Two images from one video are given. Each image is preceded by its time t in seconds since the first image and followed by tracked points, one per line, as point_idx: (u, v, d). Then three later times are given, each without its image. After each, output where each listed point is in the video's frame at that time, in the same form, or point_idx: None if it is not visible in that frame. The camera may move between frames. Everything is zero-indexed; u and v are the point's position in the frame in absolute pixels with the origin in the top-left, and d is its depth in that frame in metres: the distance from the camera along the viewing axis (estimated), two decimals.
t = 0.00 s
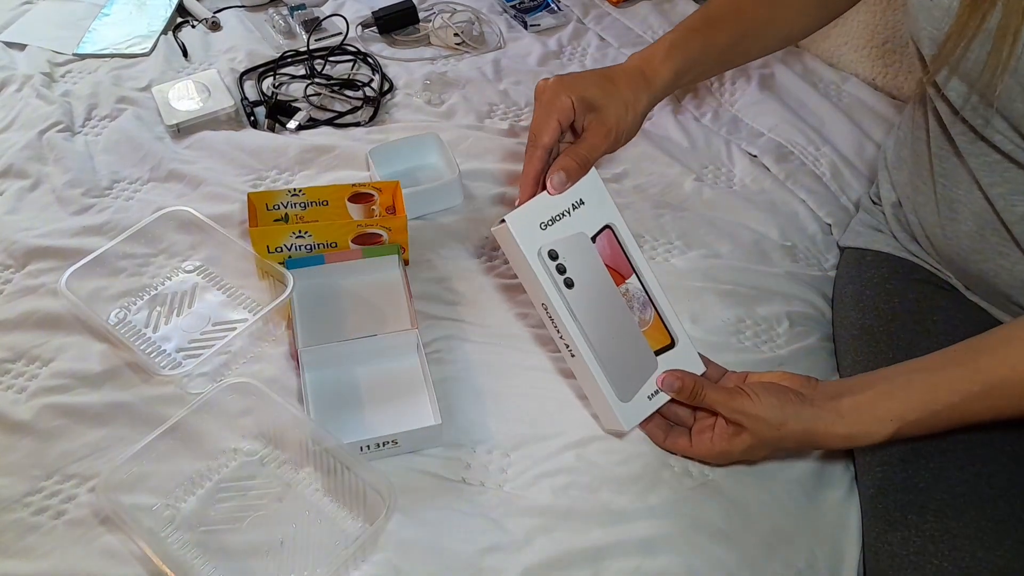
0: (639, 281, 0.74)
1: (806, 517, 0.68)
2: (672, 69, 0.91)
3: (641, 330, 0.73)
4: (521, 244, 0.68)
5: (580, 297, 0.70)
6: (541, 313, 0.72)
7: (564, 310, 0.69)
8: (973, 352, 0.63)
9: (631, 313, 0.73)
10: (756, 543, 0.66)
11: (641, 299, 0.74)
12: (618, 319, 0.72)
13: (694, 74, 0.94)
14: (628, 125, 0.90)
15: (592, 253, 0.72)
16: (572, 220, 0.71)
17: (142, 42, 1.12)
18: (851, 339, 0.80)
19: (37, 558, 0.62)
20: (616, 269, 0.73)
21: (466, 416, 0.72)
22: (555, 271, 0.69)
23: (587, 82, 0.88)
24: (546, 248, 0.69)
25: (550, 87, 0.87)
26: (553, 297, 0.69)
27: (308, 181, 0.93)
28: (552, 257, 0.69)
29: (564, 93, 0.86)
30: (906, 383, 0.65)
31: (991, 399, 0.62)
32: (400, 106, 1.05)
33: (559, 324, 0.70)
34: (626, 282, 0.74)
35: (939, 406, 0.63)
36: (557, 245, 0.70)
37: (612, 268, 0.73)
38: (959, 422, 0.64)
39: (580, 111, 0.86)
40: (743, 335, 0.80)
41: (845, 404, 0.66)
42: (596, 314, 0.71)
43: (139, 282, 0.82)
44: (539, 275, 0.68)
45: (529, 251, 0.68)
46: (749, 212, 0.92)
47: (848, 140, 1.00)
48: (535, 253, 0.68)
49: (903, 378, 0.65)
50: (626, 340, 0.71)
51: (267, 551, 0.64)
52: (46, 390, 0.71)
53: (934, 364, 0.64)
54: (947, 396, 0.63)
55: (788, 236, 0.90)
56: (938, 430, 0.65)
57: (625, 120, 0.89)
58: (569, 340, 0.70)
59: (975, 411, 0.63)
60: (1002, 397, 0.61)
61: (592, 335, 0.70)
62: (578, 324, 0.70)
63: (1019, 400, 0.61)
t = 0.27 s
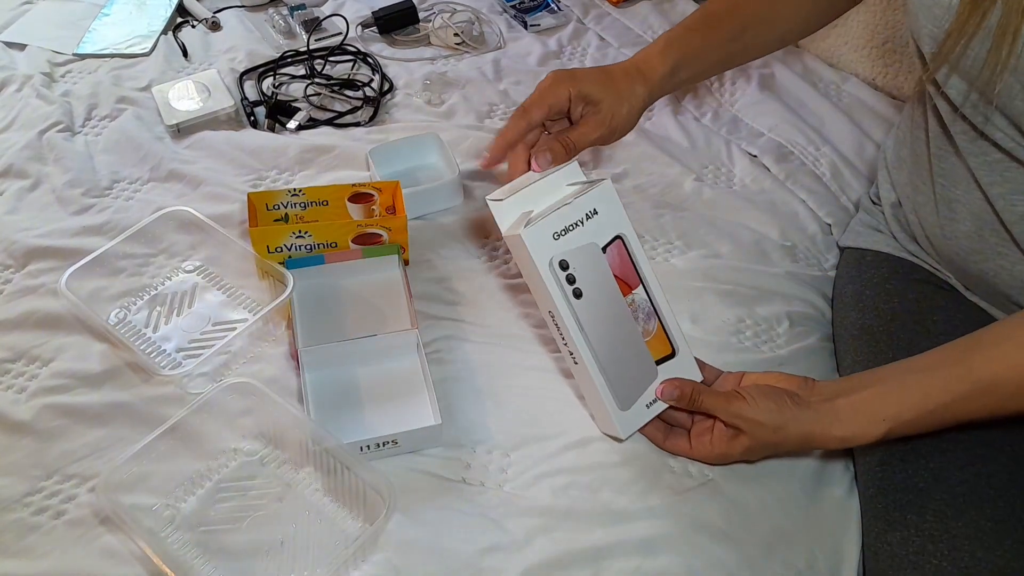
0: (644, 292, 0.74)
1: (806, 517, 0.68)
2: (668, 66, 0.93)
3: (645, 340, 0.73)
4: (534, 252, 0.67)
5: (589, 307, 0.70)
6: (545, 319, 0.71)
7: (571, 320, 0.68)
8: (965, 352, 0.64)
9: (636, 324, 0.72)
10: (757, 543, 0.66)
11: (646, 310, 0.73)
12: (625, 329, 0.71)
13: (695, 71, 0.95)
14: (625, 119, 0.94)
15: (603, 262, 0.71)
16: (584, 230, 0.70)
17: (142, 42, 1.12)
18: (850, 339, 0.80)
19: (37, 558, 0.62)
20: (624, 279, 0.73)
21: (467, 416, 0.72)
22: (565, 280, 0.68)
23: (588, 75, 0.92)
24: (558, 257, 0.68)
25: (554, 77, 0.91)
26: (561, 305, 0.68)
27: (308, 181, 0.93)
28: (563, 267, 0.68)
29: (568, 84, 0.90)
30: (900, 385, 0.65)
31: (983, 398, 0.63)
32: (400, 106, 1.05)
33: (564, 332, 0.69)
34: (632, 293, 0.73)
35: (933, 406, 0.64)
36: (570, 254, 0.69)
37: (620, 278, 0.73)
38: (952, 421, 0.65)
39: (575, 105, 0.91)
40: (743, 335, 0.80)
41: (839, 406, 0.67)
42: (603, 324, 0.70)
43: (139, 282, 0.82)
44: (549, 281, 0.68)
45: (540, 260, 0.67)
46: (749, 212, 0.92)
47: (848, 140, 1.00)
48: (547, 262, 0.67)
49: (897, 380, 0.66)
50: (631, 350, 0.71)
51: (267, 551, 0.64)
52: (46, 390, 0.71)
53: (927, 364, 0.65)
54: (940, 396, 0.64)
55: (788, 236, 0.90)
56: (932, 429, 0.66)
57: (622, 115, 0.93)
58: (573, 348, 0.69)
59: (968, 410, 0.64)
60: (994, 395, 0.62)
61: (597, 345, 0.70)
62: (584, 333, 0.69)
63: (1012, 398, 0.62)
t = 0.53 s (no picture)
0: (660, 277, 0.72)
1: (806, 517, 0.68)
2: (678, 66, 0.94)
3: (653, 325, 0.72)
4: (557, 231, 0.64)
5: (604, 289, 0.68)
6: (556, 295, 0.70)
7: (584, 302, 0.67)
8: (964, 350, 0.65)
9: (648, 310, 0.71)
10: (757, 543, 0.66)
11: (658, 294, 0.72)
12: (637, 313, 0.70)
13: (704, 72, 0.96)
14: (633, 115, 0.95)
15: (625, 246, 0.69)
16: (611, 212, 0.67)
17: (142, 42, 1.12)
18: (850, 339, 0.80)
19: (37, 558, 0.62)
20: (642, 263, 0.71)
21: (466, 416, 0.72)
22: (582, 261, 0.66)
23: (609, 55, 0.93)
24: (578, 238, 0.65)
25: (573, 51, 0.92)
26: (576, 287, 0.66)
27: (308, 181, 0.93)
28: (582, 247, 0.66)
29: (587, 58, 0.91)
30: (898, 381, 0.66)
31: (978, 395, 0.64)
32: (400, 106, 1.05)
33: (574, 311, 0.68)
34: (648, 276, 0.71)
35: (929, 401, 0.65)
36: (594, 237, 0.66)
37: (638, 261, 0.70)
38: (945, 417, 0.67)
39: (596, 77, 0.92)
40: (743, 335, 0.80)
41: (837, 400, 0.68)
42: (616, 307, 0.69)
43: (139, 282, 0.82)
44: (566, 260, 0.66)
45: (562, 240, 0.65)
46: (749, 212, 0.92)
47: (848, 140, 1.00)
48: (566, 243, 0.65)
49: (895, 376, 0.67)
50: (640, 334, 0.70)
51: (268, 551, 0.64)
52: (46, 390, 0.71)
53: (925, 360, 0.66)
54: (937, 391, 0.65)
55: (788, 236, 0.90)
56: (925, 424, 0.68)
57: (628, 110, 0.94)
58: (581, 329, 0.68)
59: (962, 407, 0.65)
60: (990, 391, 0.64)
61: (605, 326, 0.69)
62: (595, 315, 0.68)
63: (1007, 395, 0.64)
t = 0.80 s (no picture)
0: (656, 256, 0.74)
1: (806, 517, 0.68)
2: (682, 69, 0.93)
3: (653, 304, 0.73)
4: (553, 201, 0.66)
5: (602, 262, 0.69)
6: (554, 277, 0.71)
7: (582, 276, 0.68)
8: (966, 343, 0.63)
9: (646, 287, 0.72)
10: (757, 543, 0.66)
11: (655, 273, 0.73)
12: (634, 289, 0.71)
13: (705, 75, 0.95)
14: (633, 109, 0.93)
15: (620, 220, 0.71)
16: (604, 183, 0.69)
17: (142, 42, 1.12)
18: (850, 339, 0.80)
19: (37, 558, 0.62)
20: (638, 239, 0.72)
21: (466, 416, 0.72)
22: (580, 233, 0.68)
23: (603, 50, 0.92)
24: (575, 210, 0.67)
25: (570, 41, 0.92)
26: (575, 260, 0.68)
27: (308, 181, 0.93)
28: (579, 220, 0.68)
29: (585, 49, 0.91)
30: (900, 372, 0.65)
31: (980, 390, 0.63)
32: (400, 106, 1.05)
33: (574, 288, 0.69)
34: (645, 253, 0.73)
35: (929, 394, 0.64)
36: (588, 207, 0.69)
37: (634, 237, 0.72)
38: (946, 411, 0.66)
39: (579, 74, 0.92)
40: (743, 335, 0.80)
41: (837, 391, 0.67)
42: (613, 282, 0.70)
43: (139, 282, 0.82)
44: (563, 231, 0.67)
45: (558, 211, 0.67)
46: (749, 212, 0.92)
47: (848, 140, 1.00)
48: (563, 215, 0.67)
49: (897, 367, 0.66)
50: (638, 311, 0.71)
51: (268, 551, 0.64)
52: (46, 390, 0.71)
53: (927, 352, 0.65)
54: (938, 384, 0.64)
55: (788, 236, 0.90)
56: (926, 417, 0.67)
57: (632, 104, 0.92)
58: (580, 305, 0.69)
59: (963, 401, 0.64)
60: (993, 384, 0.62)
61: (606, 305, 0.69)
62: (595, 290, 0.69)
63: (1010, 388, 0.62)
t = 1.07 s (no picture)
0: (659, 254, 0.75)
1: (806, 517, 0.68)
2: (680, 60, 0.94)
3: (657, 302, 0.73)
4: (554, 189, 0.68)
5: (605, 256, 0.70)
6: (558, 271, 0.72)
7: (587, 268, 0.69)
8: (971, 341, 0.64)
9: (649, 284, 0.73)
10: (757, 543, 0.66)
11: (659, 271, 0.74)
12: (638, 285, 0.72)
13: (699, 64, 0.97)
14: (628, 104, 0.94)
15: (622, 215, 0.72)
16: (606, 177, 0.71)
17: (142, 42, 1.12)
18: (850, 339, 0.80)
19: (37, 558, 0.62)
20: (641, 235, 0.73)
21: (467, 416, 0.72)
22: (584, 225, 0.69)
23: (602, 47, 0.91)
24: (579, 202, 0.69)
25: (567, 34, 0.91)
26: (579, 251, 0.69)
27: (308, 181, 0.93)
28: (583, 212, 0.69)
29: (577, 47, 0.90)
30: (906, 373, 0.66)
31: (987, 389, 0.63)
32: (400, 106, 1.05)
33: (578, 281, 0.70)
34: (648, 250, 0.74)
35: (936, 395, 0.65)
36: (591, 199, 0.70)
37: (636, 233, 0.73)
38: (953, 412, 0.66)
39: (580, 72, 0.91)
40: (743, 335, 0.80)
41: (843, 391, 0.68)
42: (618, 279, 0.71)
43: (139, 282, 0.82)
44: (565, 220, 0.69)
45: (561, 201, 0.68)
46: (749, 212, 0.92)
47: (848, 141, 1.00)
48: (568, 206, 0.69)
49: (903, 368, 0.66)
50: (643, 308, 0.72)
51: (268, 551, 0.64)
52: (46, 390, 0.71)
53: (932, 351, 0.66)
54: (943, 384, 0.64)
55: (788, 236, 0.90)
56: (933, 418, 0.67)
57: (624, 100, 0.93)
58: (583, 298, 0.70)
59: (970, 401, 0.64)
60: (998, 386, 0.63)
61: (611, 302, 0.70)
62: (599, 283, 0.70)
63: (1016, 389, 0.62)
